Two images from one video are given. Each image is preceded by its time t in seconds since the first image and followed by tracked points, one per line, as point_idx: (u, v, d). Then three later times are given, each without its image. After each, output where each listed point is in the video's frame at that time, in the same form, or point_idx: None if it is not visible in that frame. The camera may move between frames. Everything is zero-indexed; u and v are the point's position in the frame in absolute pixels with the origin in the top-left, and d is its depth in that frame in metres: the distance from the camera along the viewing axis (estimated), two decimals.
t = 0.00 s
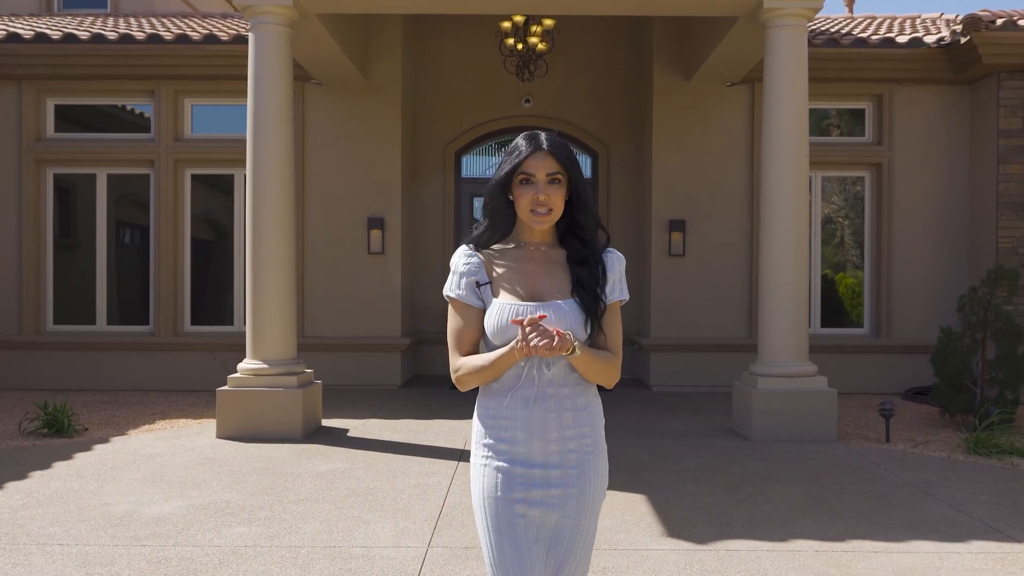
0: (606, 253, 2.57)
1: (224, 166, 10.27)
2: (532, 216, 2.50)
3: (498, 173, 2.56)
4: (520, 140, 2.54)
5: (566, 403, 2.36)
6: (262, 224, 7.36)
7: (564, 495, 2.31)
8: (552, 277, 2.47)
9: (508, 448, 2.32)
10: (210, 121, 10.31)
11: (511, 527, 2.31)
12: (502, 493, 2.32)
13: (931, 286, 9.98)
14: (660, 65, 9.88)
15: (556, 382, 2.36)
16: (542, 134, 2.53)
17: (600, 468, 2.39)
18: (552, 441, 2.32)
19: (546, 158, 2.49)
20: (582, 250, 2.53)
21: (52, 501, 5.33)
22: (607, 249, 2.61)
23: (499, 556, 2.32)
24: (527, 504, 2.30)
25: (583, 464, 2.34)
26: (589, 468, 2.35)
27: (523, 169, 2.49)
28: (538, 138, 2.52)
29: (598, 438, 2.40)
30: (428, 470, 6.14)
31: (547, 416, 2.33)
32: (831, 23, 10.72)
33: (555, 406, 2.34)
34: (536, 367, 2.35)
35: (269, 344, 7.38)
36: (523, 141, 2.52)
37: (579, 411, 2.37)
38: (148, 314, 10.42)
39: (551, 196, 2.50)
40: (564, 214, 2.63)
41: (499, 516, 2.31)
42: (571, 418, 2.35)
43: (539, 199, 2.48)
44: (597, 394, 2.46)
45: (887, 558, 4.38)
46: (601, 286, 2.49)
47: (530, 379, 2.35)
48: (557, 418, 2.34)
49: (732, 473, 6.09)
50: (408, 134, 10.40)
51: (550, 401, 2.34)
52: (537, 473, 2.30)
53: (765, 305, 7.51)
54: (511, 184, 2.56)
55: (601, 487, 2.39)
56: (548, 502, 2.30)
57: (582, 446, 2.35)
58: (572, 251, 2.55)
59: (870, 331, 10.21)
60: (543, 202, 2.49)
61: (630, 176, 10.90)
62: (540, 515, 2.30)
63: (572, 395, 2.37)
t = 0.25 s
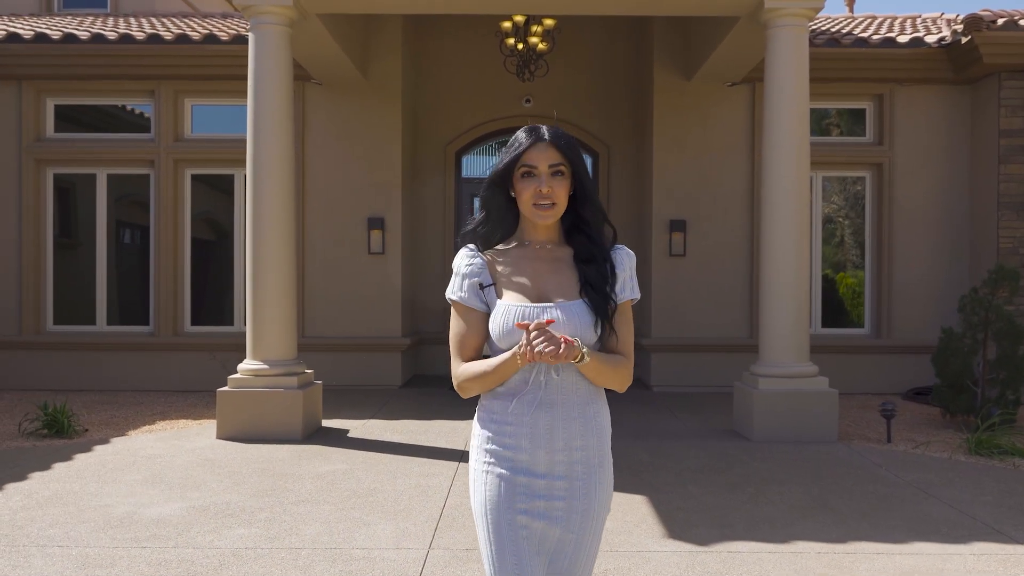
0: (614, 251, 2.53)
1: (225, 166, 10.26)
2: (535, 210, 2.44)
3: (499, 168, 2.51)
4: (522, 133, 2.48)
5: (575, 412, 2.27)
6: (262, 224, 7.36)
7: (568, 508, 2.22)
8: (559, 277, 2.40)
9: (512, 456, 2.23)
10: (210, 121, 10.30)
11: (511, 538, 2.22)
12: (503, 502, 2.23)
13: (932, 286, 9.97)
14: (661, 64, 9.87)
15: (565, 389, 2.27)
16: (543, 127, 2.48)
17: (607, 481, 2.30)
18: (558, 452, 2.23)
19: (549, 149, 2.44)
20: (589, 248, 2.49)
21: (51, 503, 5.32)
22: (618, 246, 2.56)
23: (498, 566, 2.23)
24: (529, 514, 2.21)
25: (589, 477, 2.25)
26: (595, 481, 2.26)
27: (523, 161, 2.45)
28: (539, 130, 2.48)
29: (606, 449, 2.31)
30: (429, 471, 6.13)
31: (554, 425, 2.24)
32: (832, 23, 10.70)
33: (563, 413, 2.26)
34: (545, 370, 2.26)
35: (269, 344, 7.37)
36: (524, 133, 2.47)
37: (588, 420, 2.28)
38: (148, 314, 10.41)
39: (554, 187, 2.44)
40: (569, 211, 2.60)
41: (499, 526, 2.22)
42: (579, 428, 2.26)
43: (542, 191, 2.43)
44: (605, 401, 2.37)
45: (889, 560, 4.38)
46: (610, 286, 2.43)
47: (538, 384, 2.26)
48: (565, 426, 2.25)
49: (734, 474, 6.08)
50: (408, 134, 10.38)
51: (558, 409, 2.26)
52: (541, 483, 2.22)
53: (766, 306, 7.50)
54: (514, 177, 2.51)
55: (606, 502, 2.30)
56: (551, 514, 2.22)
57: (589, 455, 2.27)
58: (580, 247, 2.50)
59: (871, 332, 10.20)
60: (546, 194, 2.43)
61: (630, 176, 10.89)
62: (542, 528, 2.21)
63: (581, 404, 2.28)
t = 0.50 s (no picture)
0: (625, 246, 2.46)
1: (224, 166, 10.25)
2: (540, 196, 2.37)
3: (498, 159, 2.48)
4: (521, 124, 2.45)
5: (581, 419, 2.21)
6: (262, 224, 7.34)
7: (572, 519, 2.16)
8: (566, 274, 2.33)
9: (515, 463, 2.18)
10: (210, 121, 10.28)
11: (511, 547, 2.16)
12: (504, 509, 2.17)
13: (933, 287, 9.95)
14: (661, 64, 9.85)
15: (572, 395, 2.22)
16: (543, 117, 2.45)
17: (613, 492, 2.24)
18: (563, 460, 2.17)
19: (549, 135, 2.39)
20: (596, 241, 2.42)
21: (50, 504, 5.30)
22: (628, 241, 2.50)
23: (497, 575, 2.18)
24: (530, 523, 2.16)
25: (595, 487, 2.19)
26: (601, 492, 2.20)
27: (524, 150, 2.40)
28: (539, 120, 2.44)
29: (614, 460, 2.24)
30: (429, 472, 6.11)
31: (559, 432, 2.18)
32: (832, 23, 10.69)
33: (569, 421, 2.20)
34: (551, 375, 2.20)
35: (269, 345, 7.35)
36: (523, 124, 2.44)
37: (595, 428, 2.22)
38: (147, 314, 10.40)
39: (557, 171, 2.37)
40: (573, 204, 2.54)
41: (500, 535, 2.17)
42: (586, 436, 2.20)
43: (544, 175, 2.36)
44: (616, 406, 2.30)
45: (891, 562, 4.36)
46: (620, 280, 2.35)
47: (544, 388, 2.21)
48: (570, 434, 2.19)
49: (736, 475, 6.06)
50: (408, 134, 10.36)
51: (565, 416, 2.20)
52: (544, 492, 2.16)
53: (767, 306, 7.48)
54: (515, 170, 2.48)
55: (613, 513, 2.24)
56: (553, 525, 2.16)
57: (596, 466, 2.20)
58: (588, 241, 2.43)
59: (871, 332, 10.19)
60: (549, 178, 2.36)
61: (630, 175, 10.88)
62: (544, 539, 2.16)
63: (588, 410, 2.23)
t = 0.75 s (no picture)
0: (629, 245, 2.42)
1: (221, 165, 10.21)
2: (542, 187, 2.32)
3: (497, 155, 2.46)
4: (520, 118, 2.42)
5: (582, 424, 2.18)
6: (258, 225, 7.31)
7: (574, 526, 2.13)
8: (569, 273, 2.30)
9: (514, 469, 2.15)
10: (206, 120, 10.24)
11: (512, 555, 2.14)
12: (504, 517, 2.15)
13: (931, 287, 9.94)
14: (659, 63, 9.83)
15: (574, 399, 2.19)
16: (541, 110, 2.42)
17: (617, 498, 2.20)
18: (563, 465, 2.14)
19: (549, 127, 2.36)
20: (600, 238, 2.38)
21: (45, 505, 5.27)
22: (632, 240, 2.46)
23: None
24: (531, 529, 2.13)
25: (598, 494, 2.16)
26: (604, 498, 2.16)
27: (524, 142, 2.36)
28: (537, 113, 2.41)
29: (616, 465, 2.21)
30: (427, 473, 6.09)
31: (560, 437, 2.15)
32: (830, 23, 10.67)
33: (569, 426, 2.17)
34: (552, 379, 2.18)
35: (266, 345, 7.32)
36: (522, 117, 2.41)
37: (596, 433, 2.19)
38: (144, 315, 10.36)
39: (559, 163, 2.32)
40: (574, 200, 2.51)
41: (500, 543, 2.15)
42: (587, 441, 2.17)
43: (546, 167, 2.31)
44: (616, 407, 2.28)
45: (890, 564, 4.34)
46: (626, 278, 2.33)
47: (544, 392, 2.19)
48: (570, 440, 2.16)
49: (734, 476, 6.04)
50: (405, 133, 10.34)
51: (566, 421, 2.17)
52: (545, 499, 2.13)
53: (765, 306, 7.46)
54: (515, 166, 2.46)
55: (616, 520, 2.20)
56: (555, 532, 2.12)
57: (597, 471, 2.17)
58: (592, 237, 2.40)
59: (869, 332, 10.17)
60: (551, 170, 2.32)
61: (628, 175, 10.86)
62: (546, 546, 2.12)
63: (589, 414, 2.20)
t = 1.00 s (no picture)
0: (629, 248, 2.41)
1: (217, 165, 10.18)
2: (542, 191, 2.32)
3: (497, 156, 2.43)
4: (519, 116, 2.39)
5: (580, 425, 2.17)
6: (255, 225, 7.28)
7: (575, 528, 2.11)
8: (568, 275, 2.29)
9: (512, 473, 2.14)
10: (203, 120, 10.21)
11: (513, 560, 2.12)
12: (503, 522, 2.13)
13: (929, 287, 9.93)
14: (657, 63, 9.81)
15: (571, 401, 2.18)
16: (541, 108, 2.40)
17: (617, 498, 2.18)
18: (561, 467, 2.13)
19: (549, 127, 2.34)
20: (599, 241, 2.37)
21: (41, 507, 5.25)
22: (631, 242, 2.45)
23: None
24: (530, 533, 2.11)
25: (597, 495, 2.14)
26: (604, 499, 2.15)
27: (523, 143, 2.35)
28: (537, 112, 2.39)
29: (615, 465, 2.19)
30: (423, 475, 6.07)
31: (557, 439, 2.14)
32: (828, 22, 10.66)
33: (566, 427, 2.15)
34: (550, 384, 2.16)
35: (262, 346, 7.29)
36: (522, 115, 2.38)
37: (594, 433, 2.18)
38: (140, 315, 10.33)
39: (559, 165, 2.31)
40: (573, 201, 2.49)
41: (500, 548, 2.13)
42: (584, 441, 2.16)
43: (546, 169, 2.30)
44: (615, 413, 2.26)
45: (889, 565, 4.32)
46: (625, 282, 2.32)
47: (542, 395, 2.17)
48: (567, 441, 2.15)
49: (732, 477, 6.02)
50: (402, 133, 10.31)
51: (563, 422, 2.16)
52: (544, 501, 2.12)
53: (763, 307, 7.45)
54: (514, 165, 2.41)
55: (618, 521, 2.18)
56: (556, 535, 2.11)
57: (596, 471, 2.16)
58: (591, 240, 2.39)
59: (867, 332, 10.17)
60: (551, 172, 2.31)
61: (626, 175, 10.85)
62: (547, 550, 2.10)
63: (586, 414, 2.18)
